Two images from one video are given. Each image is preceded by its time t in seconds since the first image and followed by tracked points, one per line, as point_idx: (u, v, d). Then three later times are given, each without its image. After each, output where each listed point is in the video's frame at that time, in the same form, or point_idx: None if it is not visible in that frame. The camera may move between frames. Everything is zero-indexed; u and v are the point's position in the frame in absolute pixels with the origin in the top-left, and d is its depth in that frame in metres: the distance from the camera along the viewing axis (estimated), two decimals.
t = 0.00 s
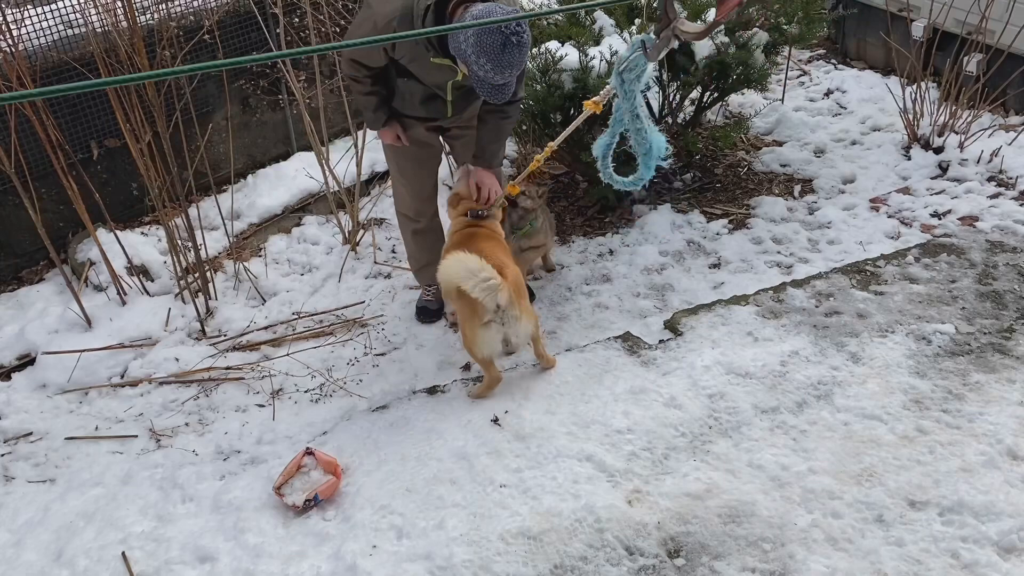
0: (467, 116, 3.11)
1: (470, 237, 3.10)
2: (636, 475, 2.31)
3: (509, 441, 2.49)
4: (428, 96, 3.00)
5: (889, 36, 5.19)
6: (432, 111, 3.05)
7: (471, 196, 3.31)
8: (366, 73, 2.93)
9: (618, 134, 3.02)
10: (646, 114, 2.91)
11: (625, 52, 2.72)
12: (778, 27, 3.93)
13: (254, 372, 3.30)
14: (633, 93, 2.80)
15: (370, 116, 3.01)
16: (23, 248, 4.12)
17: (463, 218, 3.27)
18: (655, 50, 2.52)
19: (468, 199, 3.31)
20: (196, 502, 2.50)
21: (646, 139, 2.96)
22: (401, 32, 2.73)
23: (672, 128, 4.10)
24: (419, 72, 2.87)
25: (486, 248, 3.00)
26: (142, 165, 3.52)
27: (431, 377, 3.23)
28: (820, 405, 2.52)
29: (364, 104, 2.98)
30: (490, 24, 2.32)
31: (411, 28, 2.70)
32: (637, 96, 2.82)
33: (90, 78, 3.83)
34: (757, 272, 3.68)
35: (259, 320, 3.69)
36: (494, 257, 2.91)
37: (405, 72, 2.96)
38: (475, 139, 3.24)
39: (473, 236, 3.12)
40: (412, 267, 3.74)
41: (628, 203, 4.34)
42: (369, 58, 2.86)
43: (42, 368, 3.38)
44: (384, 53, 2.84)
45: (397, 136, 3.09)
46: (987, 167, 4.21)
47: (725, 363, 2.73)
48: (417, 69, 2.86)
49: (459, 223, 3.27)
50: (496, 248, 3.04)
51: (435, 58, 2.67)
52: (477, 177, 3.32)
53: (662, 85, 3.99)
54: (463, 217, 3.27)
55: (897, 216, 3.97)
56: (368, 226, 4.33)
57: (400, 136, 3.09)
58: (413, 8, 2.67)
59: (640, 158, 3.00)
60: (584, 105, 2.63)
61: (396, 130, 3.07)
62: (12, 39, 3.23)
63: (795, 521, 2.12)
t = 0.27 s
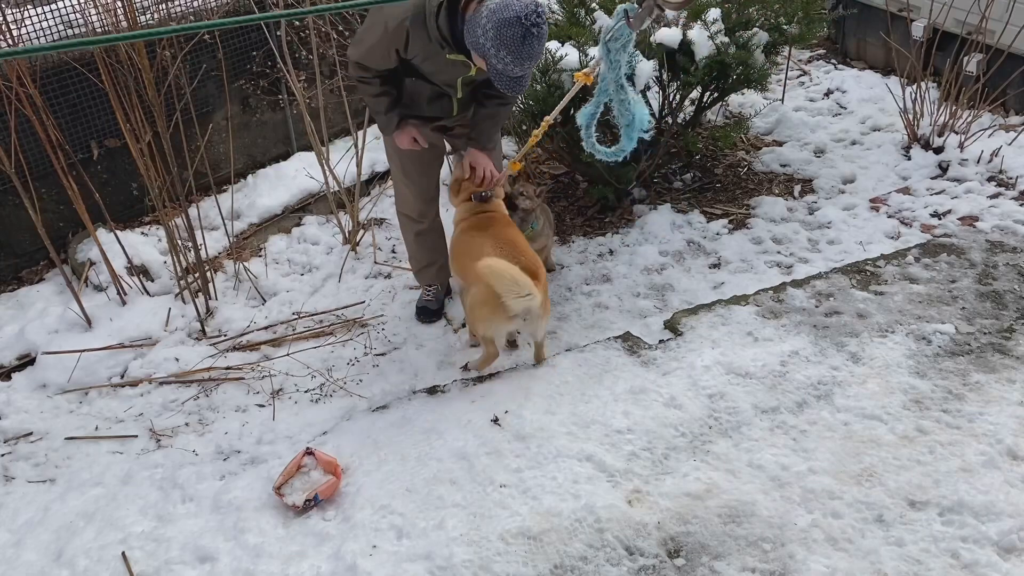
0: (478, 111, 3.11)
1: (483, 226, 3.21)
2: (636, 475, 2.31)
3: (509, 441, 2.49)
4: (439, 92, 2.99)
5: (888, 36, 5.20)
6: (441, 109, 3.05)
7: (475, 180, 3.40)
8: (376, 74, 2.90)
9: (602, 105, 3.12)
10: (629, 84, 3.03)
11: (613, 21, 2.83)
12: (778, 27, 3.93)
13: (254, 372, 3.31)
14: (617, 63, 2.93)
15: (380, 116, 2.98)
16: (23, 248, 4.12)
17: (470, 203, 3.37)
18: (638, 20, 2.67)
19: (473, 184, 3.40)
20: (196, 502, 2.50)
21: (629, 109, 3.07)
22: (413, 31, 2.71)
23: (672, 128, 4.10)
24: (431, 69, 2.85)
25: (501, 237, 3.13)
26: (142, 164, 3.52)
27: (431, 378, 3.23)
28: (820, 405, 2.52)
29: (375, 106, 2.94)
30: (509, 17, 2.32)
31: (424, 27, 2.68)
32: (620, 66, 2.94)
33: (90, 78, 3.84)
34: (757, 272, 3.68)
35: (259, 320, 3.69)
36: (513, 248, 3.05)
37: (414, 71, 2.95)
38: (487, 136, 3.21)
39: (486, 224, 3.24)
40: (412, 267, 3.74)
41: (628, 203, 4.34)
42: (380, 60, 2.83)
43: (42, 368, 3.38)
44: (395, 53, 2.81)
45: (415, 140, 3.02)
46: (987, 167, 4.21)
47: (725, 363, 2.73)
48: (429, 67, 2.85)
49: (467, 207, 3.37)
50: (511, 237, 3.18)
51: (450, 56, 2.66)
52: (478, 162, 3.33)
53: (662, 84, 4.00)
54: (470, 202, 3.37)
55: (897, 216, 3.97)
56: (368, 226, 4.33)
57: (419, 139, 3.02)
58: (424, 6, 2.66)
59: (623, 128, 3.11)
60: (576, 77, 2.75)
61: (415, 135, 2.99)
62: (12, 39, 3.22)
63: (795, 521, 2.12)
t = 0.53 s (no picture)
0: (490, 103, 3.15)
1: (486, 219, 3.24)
2: (636, 475, 2.31)
3: (509, 441, 2.49)
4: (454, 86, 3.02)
5: (888, 36, 5.19)
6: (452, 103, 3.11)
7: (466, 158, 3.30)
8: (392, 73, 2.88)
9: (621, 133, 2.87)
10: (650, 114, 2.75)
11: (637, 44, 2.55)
12: (778, 27, 3.93)
13: (254, 372, 3.31)
14: (639, 89, 2.63)
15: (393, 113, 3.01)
16: (23, 248, 4.12)
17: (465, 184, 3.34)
18: (663, 51, 2.38)
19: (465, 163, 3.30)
20: (196, 502, 2.50)
21: (647, 140, 2.79)
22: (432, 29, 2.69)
23: (673, 128, 4.10)
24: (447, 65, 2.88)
25: (507, 230, 3.18)
26: (142, 164, 3.52)
27: (431, 378, 3.23)
28: (819, 405, 2.52)
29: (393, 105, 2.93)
30: (536, 11, 2.31)
31: (443, 24, 2.69)
32: (642, 95, 2.66)
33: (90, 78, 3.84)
34: (757, 272, 3.68)
35: (259, 320, 3.69)
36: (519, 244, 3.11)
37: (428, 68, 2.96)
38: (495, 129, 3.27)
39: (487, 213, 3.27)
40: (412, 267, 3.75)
41: (628, 203, 4.34)
42: (397, 60, 2.82)
43: (42, 368, 3.38)
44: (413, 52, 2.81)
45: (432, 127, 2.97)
46: (987, 167, 4.21)
47: (725, 363, 2.73)
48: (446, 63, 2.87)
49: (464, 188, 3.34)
50: (516, 227, 3.23)
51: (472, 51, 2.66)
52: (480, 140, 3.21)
53: (662, 84, 4.00)
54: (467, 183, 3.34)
55: (897, 216, 3.97)
56: (368, 226, 4.34)
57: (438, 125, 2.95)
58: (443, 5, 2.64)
59: (641, 160, 2.83)
60: (588, 91, 2.53)
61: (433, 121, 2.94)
62: (12, 39, 3.21)
63: (795, 521, 2.12)
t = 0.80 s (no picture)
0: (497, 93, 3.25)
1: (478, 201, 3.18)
2: (636, 475, 2.31)
3: (509, 441, 2.49)
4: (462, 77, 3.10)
5: (888, 36, 5.19)
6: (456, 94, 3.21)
7: (466, 130, 3.27)
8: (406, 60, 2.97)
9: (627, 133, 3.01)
10: (655, 115, 2.91)
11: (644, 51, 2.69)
12: (778, 27, 3.93)
13: (254, 371, 3.31)
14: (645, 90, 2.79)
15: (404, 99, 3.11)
16: (23, 248, 4.12)
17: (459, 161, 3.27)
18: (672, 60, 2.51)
19: (465, 136, 3.27)
20: (196, 502, 2.50)
21: (655, 140, 2.95)
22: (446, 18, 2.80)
23: (673, 128, 4.10)
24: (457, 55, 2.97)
25: (500, 216, 3.14)
26: (142, 164, 3.52)
27: (431, 378, 3.23)
28: (819, 405, 2.52)
29: (410, 92, 2.99)
30: None
31: (456, 13, 2.79)
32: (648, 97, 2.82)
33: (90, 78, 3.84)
34: (757, 272, 3.68)
35: (259, 320, 3.69)
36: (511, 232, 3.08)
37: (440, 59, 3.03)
38: (496, 116, 3.40)
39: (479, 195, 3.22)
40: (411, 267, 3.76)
41: (628, 203, 4.34)
42: (410, 48, 2.92)
43: (42, 368, 3.38)
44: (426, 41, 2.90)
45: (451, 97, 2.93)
46: (987, 167, 4.21)
47: (725, 363, 2.73)
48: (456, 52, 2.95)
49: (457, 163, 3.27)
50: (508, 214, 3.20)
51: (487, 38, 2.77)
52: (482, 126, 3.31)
53: (662, 84, 4.00)
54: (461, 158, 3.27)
55: (897, 216, 3.97)
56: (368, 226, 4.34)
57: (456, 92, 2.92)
58: None
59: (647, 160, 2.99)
60: (594, 92, 2.62)
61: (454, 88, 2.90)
62: (12, 39, 3.20)
63: (795, 521, 2.12)
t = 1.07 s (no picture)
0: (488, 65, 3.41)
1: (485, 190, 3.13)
2: (636, 475, 2.31)
3: (509, 441, 2.49)
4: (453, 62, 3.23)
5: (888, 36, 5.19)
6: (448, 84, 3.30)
7: (493, 103, 3.04)
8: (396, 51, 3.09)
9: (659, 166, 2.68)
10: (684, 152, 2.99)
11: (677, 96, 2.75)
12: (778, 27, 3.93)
13: (254, 371, 3.31)
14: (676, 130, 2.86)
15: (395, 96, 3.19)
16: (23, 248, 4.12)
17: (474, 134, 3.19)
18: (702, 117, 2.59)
19: (491, 108, 3.05)
20: (196, 502, 2.50)
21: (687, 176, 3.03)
22: None
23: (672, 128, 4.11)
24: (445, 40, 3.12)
25: (504, 212, 3.11)
26: (143, 164, 3.52)
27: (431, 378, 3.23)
28: (819, 406, 2.52)
29: (408, 88, 3.06)
30: None
31: None
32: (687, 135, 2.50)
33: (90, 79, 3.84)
34: (757, 272, 3.68)
35: (259, 320, 3.69)
36: (513, 231, 3.05)
37: (427, 48, 3.16)
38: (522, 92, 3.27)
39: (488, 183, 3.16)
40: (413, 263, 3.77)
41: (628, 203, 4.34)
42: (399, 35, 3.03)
43: (42, 368, 3.38)
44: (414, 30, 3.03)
45: (449, 87, 3.03)
46: (987, 167, 4.21)
47: (725, 363, 2.73)
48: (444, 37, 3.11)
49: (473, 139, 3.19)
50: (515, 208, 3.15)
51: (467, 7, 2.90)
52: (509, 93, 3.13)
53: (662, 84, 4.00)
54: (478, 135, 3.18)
55: (897, 216, 3.97)
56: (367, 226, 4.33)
57: (453, 82, 3.03)
58: None
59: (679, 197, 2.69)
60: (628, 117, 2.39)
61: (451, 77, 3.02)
62: (12, 39, 3.20)
63: (795, 521, 2.12)
